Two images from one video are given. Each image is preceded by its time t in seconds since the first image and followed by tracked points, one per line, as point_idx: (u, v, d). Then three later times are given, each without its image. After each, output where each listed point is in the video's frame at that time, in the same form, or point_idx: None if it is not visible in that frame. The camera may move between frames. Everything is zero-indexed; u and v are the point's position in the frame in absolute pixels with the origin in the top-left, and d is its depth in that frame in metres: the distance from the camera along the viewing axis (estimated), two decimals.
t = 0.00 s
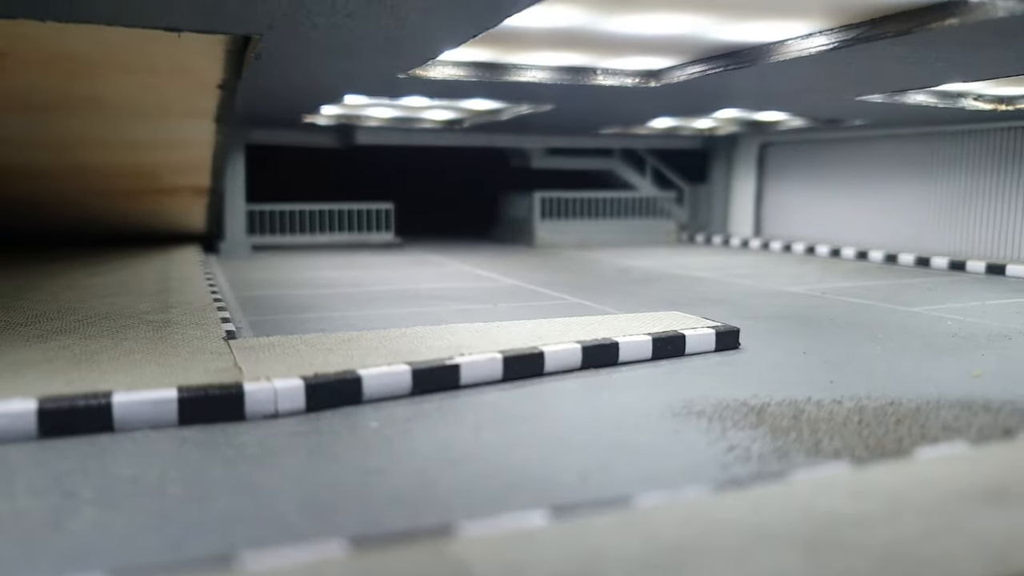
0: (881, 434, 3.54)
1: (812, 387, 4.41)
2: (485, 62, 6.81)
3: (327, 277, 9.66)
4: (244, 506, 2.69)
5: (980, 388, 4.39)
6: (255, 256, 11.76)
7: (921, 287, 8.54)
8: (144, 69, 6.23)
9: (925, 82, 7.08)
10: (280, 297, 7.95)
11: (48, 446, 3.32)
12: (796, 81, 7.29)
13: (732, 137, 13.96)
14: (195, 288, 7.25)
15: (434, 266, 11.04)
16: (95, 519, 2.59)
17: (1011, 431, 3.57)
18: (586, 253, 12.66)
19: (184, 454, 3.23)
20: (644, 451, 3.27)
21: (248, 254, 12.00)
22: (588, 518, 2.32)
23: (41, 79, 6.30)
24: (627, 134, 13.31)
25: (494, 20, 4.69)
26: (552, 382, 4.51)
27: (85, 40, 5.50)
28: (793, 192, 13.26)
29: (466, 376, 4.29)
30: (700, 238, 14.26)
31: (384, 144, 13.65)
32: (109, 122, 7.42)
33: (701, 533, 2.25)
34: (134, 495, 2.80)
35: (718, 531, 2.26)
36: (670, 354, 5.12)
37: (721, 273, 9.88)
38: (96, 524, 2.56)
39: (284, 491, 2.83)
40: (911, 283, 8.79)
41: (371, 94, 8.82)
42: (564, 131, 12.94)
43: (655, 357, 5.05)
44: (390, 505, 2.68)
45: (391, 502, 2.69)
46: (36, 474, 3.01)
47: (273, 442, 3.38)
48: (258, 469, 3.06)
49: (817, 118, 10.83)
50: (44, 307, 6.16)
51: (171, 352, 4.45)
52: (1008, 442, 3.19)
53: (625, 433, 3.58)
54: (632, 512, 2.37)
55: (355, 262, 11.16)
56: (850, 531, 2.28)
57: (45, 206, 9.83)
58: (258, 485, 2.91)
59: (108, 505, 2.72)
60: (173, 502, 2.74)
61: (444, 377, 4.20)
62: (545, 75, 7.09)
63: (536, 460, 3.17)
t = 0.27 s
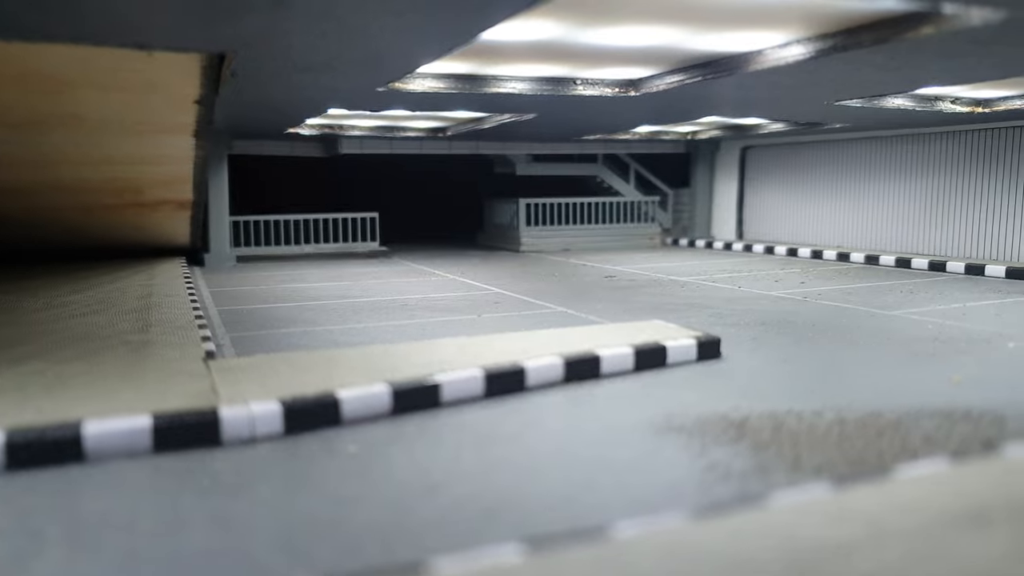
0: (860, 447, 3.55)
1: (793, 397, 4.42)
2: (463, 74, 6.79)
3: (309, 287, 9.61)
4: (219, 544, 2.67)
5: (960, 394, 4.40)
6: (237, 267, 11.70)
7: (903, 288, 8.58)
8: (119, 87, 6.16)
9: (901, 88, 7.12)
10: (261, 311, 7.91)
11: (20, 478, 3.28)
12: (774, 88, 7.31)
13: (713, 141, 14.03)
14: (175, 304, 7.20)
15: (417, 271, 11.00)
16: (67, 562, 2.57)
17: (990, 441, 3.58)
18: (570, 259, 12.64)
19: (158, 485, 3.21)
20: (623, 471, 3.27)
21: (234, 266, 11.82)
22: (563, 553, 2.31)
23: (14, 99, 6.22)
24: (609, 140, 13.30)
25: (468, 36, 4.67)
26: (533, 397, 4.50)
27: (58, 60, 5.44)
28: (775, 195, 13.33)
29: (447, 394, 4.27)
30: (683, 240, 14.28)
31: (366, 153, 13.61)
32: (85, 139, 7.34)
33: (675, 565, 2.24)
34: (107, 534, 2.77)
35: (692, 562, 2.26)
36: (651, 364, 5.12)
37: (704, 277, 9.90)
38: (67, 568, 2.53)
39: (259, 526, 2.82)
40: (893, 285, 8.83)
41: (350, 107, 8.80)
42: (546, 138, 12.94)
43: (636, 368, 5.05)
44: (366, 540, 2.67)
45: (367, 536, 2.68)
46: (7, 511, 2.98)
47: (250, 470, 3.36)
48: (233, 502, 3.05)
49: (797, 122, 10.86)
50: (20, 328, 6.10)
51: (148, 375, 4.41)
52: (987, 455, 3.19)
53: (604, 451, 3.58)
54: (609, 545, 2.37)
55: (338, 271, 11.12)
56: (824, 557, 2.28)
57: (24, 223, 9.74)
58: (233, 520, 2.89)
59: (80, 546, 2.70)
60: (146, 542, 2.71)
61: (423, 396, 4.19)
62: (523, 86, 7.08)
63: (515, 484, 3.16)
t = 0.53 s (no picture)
0: (835, 455, 3.53)
1: (770, 402, 4.40)
2: (441, 77, 6.75)
3: (291, 291, 9.53)
4: (180, 562, 2.63)
5: (937, 397, 4.38)
6: (220, 270, 11.61)
7: (884, 290, 8.59)
8: (92, 91, 6.09)
9: (880, 90, 7.12)
10: (241, 315, 7.84)
11: None
12: (754, 91, 7.31)
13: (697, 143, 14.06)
14: (153, 308, 7.12)
15: (400, 275, 10.95)
16: None
17: (965, 446, 3.56)
18: (553, 261, 12.60)
19: (123, 497, 3.16)
20: (594, 482, 3.24)
21: (217, 269, 11.74)
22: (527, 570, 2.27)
23: None
24: (593, 142, 13.28)
25: (441, 40, 4.64)
26: (509, 404, 4.46)
27: (29, 65, 5.36)
28: (759, 196, 13.35)
29: (420, 402, 4.24)
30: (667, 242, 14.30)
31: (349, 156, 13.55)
32: (61, 143, 7.26)
33: None
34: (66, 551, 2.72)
35: None
36: (629, 369, 5.10)
37: (686, 279, 9.87)
38: None
39: (223, 542, 2.77)
40: (874, 287, 8.83)
41: (331, 110, 8.75)
42: (530, 141, 12.91)
43: (614, 373, 5.03)
44: (331, 557, 2.63)
45: (332, 554, 2.64)
46: None
47: (218, 482, 3.32)
48: (199, 514, 3.00)
49: (779, 124, 10.87)
50: None
51: (118, 383, 4.35)
52: (960, 462, 3.17)
53: (579, 460, 3.55)
54: (575, 560, 2.34)
55: (320, 275, 11.05)
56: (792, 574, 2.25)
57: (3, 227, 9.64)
58: (197, 534, 2.85)
59: (39, 564, 2.64)
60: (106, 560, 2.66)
61: (396, 404, 4.15)
62: (503, 89, 7.03)
63: (485, 497, 3.13)
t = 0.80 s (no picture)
0: (811, 459, 3.50)
1: (748, 406, 4.37)
2: (423, 78, 6.71)
3: (274, 293, 9.48)
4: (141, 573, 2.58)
5: (916, 401, 4.36)
6: (205, 271, 11.54)
7: (869, 291, 8.59)
8: (69, 92, 6.02)
9: (863, 91, 7.10)
10: (222, 318, 7.78)
11: None
12: (737, 91, 7.28)
13: (684, 144, 14.06)
14: (133, 311, 7.06)
15: (385, 276, 10.91)
16: None
17: (941, 450, 3.54)
18: (540, 262, 12.56)
19: (87, 505, 3.11)
20: (566, 488, 3.21)
21: (202, 270, 11.66)
22: None
23: None
24: (581, 143, 13.25)
25: (417, 40, 4.60)
26: (487, 407, 4.42)
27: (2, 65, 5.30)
28: (746, 197, 13.36)
29: (395, 406, 4.20)
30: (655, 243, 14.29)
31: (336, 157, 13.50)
32: (39, 145, 7.18)
33: None
34: (25, 561, 2.67)
35: None
36: (608, 372, 5.07)
37: (672, 281, 9.85)
38: None
39: (186, 551, 2.73)
40: (860, 288, 8.82)
41: (314, 111, 8.70)
42: (517, 142, 12.88)
43: (593, 376, 5.00)
44: (295, 567, 2.60)
45: (295, 564, 2.60)
46: None
47: (186, 489, 3.27)
48: (163, 523, 2.95)
49: (766, 125, 10.86)
50: None
51: (90, 388, 4.30)
52: (934, 466, 3.15)
53: (552, 465, 3.52)
54: (539, 570, 2.30)
55: (305, 276, 10.99)
56: None
57: None
58: (161, 543, 2.80)
59: None
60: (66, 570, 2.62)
61: (371, 409, 4.11)
62: (485, 90, 7.00)
63: (455, 504, 3.10)
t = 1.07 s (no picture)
0: (788, 458, 3.45)
1: (728, 405, 4.32)
2: (404, 74, 6.64)
3: (257, 291, 9.38)
4: None
5: (895, 400, 4.32)
6: (188, 269, 11.42)
7: (855, 290, 8.55)
8: (42, 86, 5.93)
9: (848, 89, 7.07)
10: (202, 317, 7.68)
11: None
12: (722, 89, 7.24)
13: (672, 144, 14.02)
14: (110, 309, 6.96)
15: (370, 275, 10.82)
16: None
17: (918, 450, 3.50)
18: (527, 261, 12.49)
19: (47, 507, 3.04)
20: (538, 489, 3.15)
21: (185, 269, 11.55)
22: None
23: None
24: (568, 141, 13.19)
25: (394, 34, 4.53)
26: (463, 406, 4.36)
27: None
28: (733, 197, 13.33)
29: (369, 405, 4.13)
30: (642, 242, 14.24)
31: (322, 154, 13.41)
32: (14, 140, 7.08)
33: None
34: None
35: None
36: (588, 370, 5.01)
37: (658, 279, 9.80)
38: None
39: (145, 554, 2.67)
40: (846, 287, 8.79)
41: (296, 107, 8.62)
42: (504, 140, 12.81)
43: (573, 375, 4.93)
44: (255, 570, 2.54)
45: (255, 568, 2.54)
46: None
47: (151, 491, 3.21)
48: (123, 525, 2.89)
49: (753, 123, 10.82)
50: None
51: (57, 386, 4.22)
52: (909, 465, 3.11)
53: (525, 465, 3.46)
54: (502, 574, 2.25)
55: (289, 275, 10.90)
56: None
57: None
58: (120, 545, 2.73)
59: None
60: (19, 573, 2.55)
61: (343, 408, 4.05)
62: (468, 86, 6.96)
63: (424, 506, 3.04)
